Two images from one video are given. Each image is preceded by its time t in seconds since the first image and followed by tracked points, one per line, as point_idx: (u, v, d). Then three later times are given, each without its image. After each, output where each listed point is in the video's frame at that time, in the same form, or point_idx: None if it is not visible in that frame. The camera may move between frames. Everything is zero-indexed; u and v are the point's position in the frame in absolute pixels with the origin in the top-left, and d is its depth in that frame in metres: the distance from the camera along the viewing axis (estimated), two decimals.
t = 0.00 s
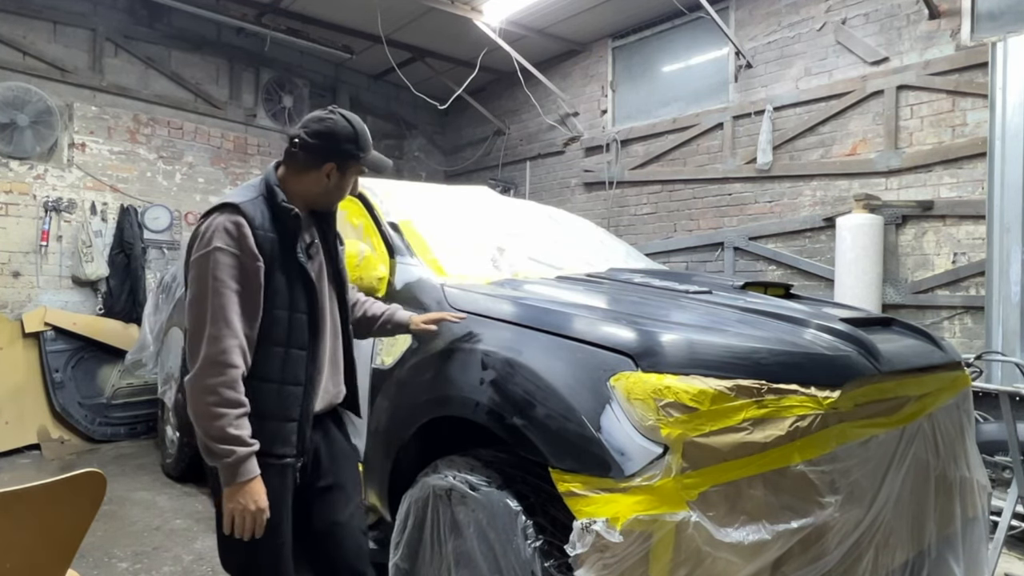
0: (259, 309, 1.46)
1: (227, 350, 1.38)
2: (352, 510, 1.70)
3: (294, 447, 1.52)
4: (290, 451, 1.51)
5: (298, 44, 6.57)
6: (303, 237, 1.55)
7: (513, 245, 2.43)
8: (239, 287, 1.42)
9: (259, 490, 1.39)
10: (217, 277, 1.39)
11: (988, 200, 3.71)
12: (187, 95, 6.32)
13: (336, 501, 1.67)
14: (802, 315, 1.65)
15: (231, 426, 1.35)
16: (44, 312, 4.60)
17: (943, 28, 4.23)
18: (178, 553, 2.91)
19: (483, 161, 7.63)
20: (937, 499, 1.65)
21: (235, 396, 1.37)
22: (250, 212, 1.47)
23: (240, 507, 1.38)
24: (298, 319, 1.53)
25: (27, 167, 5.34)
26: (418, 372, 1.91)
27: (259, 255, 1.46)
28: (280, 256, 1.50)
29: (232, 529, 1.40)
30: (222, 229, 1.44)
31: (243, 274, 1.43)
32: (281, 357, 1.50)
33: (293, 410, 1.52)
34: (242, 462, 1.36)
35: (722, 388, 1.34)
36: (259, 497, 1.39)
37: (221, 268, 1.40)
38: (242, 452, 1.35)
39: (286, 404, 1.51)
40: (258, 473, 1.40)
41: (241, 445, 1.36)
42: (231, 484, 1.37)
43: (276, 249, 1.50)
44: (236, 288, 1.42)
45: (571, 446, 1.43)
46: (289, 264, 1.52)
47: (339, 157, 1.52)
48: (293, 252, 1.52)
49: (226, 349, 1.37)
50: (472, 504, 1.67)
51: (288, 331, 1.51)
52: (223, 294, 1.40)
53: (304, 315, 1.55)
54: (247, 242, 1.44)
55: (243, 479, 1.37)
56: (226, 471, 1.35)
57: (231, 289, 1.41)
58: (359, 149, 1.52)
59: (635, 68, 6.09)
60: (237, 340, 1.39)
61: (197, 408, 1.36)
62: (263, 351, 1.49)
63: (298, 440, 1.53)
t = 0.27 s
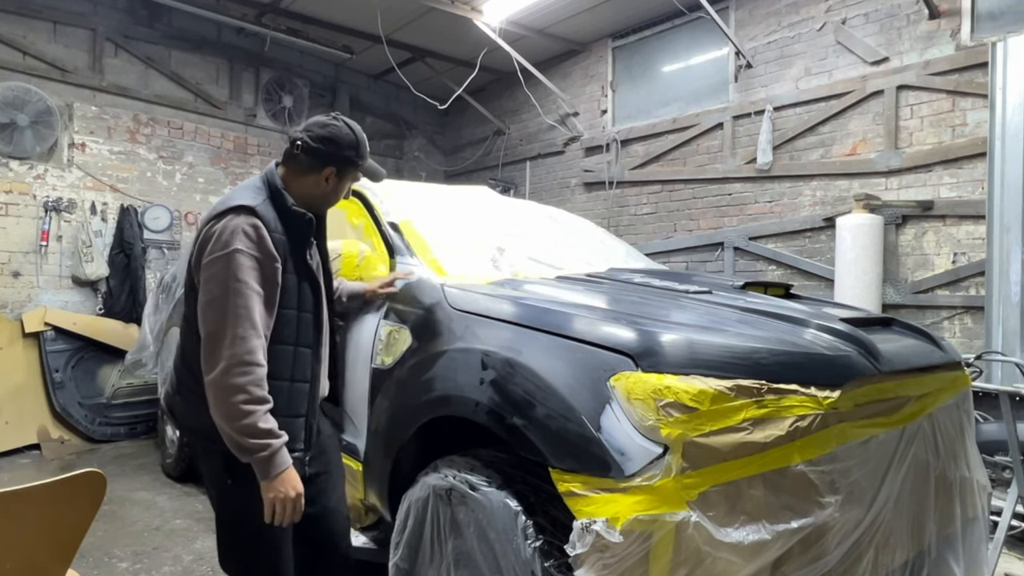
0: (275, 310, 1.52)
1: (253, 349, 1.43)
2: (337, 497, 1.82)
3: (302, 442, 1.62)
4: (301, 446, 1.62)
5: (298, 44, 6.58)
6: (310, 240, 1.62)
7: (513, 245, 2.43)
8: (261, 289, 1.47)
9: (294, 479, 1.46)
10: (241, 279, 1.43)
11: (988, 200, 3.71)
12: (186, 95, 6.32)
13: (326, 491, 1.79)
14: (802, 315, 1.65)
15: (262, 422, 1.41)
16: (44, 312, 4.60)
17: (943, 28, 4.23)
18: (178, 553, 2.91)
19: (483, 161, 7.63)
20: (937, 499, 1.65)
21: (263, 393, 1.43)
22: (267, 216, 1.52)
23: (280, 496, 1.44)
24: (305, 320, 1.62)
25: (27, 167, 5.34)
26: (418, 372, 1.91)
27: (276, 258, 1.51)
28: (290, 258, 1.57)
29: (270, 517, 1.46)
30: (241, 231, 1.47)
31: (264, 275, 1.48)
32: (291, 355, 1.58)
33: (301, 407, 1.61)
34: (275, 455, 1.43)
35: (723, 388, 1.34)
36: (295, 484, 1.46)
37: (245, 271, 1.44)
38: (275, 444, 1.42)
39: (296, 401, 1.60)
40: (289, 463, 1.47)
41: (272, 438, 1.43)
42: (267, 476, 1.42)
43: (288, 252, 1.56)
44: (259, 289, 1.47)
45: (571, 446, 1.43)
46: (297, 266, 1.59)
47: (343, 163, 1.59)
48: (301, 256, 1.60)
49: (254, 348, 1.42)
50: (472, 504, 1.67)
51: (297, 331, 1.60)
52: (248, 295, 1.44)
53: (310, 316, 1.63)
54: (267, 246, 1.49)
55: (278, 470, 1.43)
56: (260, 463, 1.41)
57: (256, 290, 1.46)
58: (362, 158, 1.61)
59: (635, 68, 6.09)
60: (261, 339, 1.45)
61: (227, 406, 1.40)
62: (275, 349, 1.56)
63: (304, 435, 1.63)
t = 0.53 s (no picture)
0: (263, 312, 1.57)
1: (244, 349, 1.47)
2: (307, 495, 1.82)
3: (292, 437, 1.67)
4: (292, 440, 1.67)
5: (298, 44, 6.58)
6: (295, 243, 1.66)
7: (514, 245, 2.43)
8: (249, 292, 1.52)
9: (287, 469, 1.50)
10: (230, 283, 1.48)
11: (988, 200, 3.71)
12: (186, 95, 6.32)
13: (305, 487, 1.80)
14: (802, 314, 1.65)
15: (256, 415, 1.46)
16: (44, 312, 4.60)
17: (943, 28, 4.23)
18: (178, 553, 2.91)
19: (483, 161, 7.63)
20: (937, 499, 1.65)
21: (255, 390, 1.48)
22: (253, 223, 1.56)
23: (273, 485, 1.48)
24: (292, 321, 1.66)
25: (27, 167, 5.34)
26: (418, 372, 1.91)
27: (263, 262, 1.56)
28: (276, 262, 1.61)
29: (264, 506, 1.51)
30: (228, 238, 1.52)
31: (251, 278, 1.53)
32: (279, 354, 1.63)
33: (290, 403, 1.66)
34: (270, 447, 1.47)
35: (723, 388, 1.34)
36: (288, 475, 1.50)
37: (233, 275, 1.49)
38: (269, 437, 1.47)
39: (285, 397, 1.65)
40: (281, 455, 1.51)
41: (267, 432, 1.47)
42: (260, 468, 1.47)
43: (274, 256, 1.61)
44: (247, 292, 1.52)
45: (570, 446, 1.43)
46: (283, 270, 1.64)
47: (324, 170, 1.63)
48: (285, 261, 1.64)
49: (245, 348, 1.47)
50: (472, 504, 1.67)
51: (285, 332, 1.64)
52: (238, 298, 1.49)
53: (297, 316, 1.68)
54: (253, 251, 1.54)
55: (271, 461, 1.48)
56: (254, 455, 1.46)
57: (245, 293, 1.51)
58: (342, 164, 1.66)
59: (635, 68, 6.09)
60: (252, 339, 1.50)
61: (222, 403, 1.45)
62: (265, 349, 1.61)
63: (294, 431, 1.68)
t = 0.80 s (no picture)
0: (229, 315, 1.65)
1: (206, 348, 1.56)
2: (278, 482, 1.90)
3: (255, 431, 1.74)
4: (253, 434, 1.73)
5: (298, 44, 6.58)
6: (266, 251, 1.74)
7: (514, 245, 2.43)
8: (214, 295, 1.61)
9: (246, 460, 1.58)
10: (195, 286, 1.57)
11: (988, 200, 3.71)
12: (186, 95, 6.31)
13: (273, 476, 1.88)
14: (803, 314, 1.65)
15: (216, 409, 1.54)
16: (44, 312, 4.61)
17: (943, 28, 4.23)
18: (177, 553, 2.91)
19: (483, 161, 7.63)
20: (937, 499, 1.65)
21: (216, 386, 1.56)
22: (222, 231, 1.65)
23: (233, 475, 1.56)
24: (259, 323, 1.74)
25: (27, 167, 5.34)
26: (418, 372, 1.91)
27: (230, 267, 1.64)
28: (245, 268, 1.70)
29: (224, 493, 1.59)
30: (198, 245, 1.61)
31: (217, 283, 1.62)
32: (245, 354, 1.71)
33: (254, 399, 1.73)
34: (230, 438, 1.56)
35: (723, 388, 1.34)
36: (247, 465, 1.57)
37: (199, 280, 1.58)
38: (228, 429, 1.54)
39: (249, 394, 1.72)
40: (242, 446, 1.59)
41: (226, 424, 1.55)
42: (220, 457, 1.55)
43: (243, 262, 1.69)
44: (212, 296, 1.61)
45: (571, 446, 1.43)
46: (253, 275, 1.72)
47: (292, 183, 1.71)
48: (255, 267, 1.72)
49: (207, 347, 1.56)
50: (472, 504, 1.67)
51: (251, 333, 1.72)
52: (203, 301, 1.58)
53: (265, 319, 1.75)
54: (220, 257, 1.62)
55: (229, 451, 1.56)
56: (214, 445, 1.54)
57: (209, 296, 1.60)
58: (310, 179, 1.73)
59: (635, 68, 6.09)
60: (215, 339, 1.59)
61: (184, 396, 1.54)
62: (231, 349, 1.69)
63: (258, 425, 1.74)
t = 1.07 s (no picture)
0: (193, 305, 1.68)
1: (163, 336, 1.60)
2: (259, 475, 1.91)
3: (220, 418, 1.72)
4: (218, 420, 1.72)
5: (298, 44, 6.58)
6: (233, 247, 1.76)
7: (514, 245, 2.43)
8: (175, 286, 1.65)
9: (201, 443, 1.60)
10: (154, 276, 1.62)
11: (988, 200, 3.71)
12: (186, 95, 6.32)
13: (251, 468, 1.89)
14: (803, 315, 1.64)
15: (170, 392, 1.58)
16: (44, 312, 4.61)
17: (943, 28, 4.23)
18: (177, 553, 2.91)
19: (483, 161, 7.63)
20: (937, 499, 1.65)
21: (172, 372, 1.59)
22: (186, 225, 1.69)
23: (187, 458, 1.59)
24: (226, 314, 1.75)
25: (27, 167, 5.34)
26: (418, 372, 1.91)
27: (192, 260, 1.68)
28: (212, 260, 1.72)
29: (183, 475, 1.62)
30: (161, 238, 1.66)
31: (178, 274, 1.66)
32: (212, 343, 1.72)
33: (219, 387, 1.73)
34: (185, 421, 1.58)
35: (723, 388, 1.34)
36: (201, 449, 1.60)
37: (159, 271, 1.63)
38: (180, 413, 1.57)
39: (214, 382, 1.72)
40: (199, 430, 1.61)
41: (179, 409, 1.58)
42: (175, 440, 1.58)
43: (209, 255, 1.71)
44: (173, 286, 1.65)
45: (571, 446, 1.43)
46: (219, 268, 1.74)
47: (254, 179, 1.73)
48: (222, 261, 1.74)
49: (164, 334, 1.60)
50: (472, 504, 1.67)
51: (218, 323, 1.73)
52: (162, 291, 1.63)
53: (233, 310, 1.76)
54: (181, 249, 1.66)
55: (184, 435, 1.58)
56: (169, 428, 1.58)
57: (168, 286, 1.64)
58: (275, 174, 1.73)
59: (635, 68, 6.09)
60: (173, 328, 1.62)
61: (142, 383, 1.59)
62: (198, 339, 1.71)
63: (224, 413, 1.73)
